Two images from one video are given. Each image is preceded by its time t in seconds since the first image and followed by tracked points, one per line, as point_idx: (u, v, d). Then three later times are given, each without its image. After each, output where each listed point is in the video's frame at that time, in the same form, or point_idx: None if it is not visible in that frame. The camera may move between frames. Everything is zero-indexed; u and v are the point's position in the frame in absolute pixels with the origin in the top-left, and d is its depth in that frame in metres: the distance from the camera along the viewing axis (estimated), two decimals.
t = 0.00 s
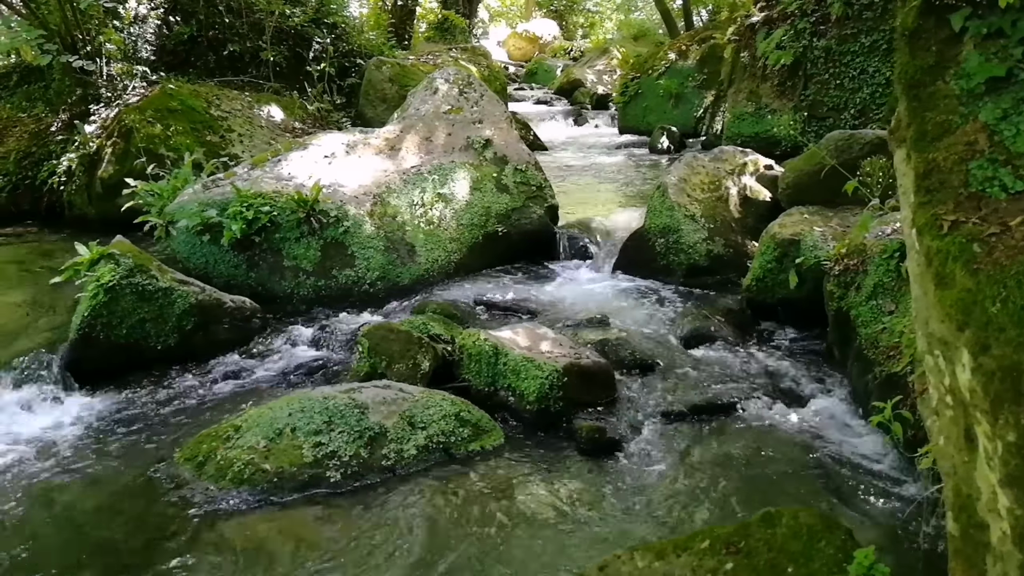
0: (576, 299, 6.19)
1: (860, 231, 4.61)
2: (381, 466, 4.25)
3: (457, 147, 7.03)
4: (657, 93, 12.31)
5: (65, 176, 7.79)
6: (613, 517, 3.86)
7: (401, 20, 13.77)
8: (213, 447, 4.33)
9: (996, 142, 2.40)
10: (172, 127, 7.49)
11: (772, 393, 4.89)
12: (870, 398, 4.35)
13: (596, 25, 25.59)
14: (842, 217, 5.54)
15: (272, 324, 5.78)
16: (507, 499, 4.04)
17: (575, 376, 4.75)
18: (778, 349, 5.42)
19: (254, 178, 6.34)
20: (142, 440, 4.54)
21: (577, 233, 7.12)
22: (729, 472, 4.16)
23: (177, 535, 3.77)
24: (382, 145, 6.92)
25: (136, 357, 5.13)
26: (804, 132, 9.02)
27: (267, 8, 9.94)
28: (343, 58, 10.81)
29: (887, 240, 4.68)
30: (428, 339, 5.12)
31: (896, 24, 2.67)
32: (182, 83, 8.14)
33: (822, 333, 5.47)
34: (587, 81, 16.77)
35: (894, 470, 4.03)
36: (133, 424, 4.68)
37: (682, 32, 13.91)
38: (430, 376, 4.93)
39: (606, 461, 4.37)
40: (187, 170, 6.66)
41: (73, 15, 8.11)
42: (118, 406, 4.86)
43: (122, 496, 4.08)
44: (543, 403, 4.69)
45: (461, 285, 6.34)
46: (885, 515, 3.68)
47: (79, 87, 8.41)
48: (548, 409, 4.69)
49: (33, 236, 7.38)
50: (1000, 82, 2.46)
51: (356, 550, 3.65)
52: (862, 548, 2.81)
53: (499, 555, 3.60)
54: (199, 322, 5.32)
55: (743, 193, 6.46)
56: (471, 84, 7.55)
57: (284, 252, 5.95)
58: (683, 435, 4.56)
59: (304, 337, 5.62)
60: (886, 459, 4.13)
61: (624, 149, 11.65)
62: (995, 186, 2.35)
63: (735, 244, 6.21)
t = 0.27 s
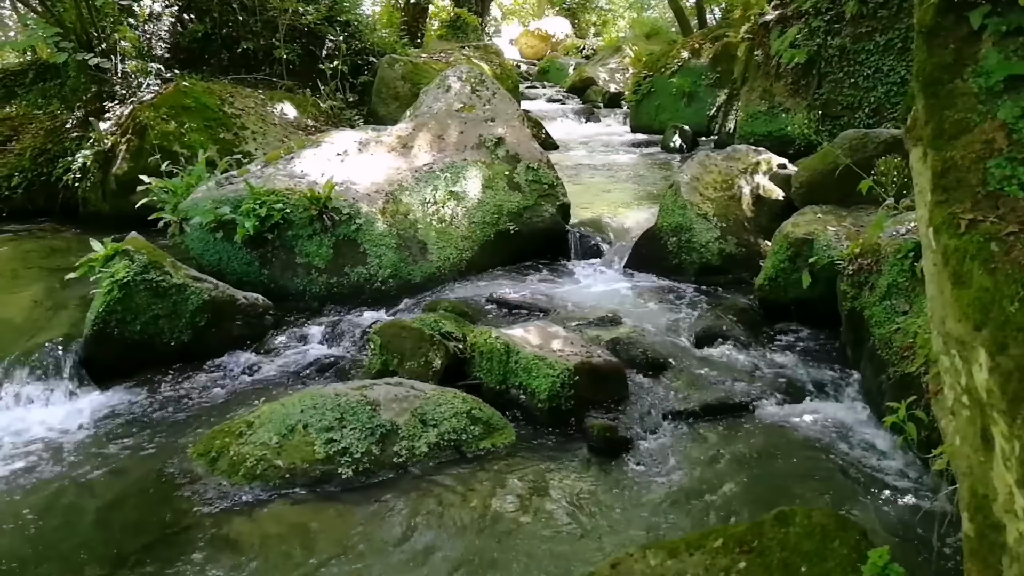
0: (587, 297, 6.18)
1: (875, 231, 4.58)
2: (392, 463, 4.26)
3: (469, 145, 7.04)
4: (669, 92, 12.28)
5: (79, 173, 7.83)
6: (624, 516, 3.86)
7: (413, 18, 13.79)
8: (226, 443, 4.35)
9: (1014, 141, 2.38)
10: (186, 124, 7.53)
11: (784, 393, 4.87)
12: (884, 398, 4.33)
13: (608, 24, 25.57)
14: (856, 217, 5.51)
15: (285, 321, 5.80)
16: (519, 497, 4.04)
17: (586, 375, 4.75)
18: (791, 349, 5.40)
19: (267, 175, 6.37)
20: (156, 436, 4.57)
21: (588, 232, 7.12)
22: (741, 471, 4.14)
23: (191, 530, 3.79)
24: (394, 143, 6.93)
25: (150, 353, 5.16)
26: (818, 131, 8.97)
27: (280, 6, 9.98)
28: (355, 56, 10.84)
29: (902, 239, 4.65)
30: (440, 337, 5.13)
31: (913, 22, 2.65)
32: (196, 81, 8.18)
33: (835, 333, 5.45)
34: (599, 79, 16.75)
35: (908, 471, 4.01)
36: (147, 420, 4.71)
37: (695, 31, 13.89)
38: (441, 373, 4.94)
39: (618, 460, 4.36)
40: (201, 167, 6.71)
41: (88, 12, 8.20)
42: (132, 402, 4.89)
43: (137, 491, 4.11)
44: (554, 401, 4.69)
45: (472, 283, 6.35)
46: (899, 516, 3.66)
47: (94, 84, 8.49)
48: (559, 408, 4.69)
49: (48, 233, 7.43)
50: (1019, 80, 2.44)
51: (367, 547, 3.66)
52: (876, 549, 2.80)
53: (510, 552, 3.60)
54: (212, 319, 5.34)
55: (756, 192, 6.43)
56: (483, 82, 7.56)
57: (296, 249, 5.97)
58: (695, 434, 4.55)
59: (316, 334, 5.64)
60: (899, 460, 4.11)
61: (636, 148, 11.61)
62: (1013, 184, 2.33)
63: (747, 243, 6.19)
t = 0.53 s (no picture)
0: (602, 300, 6.18)
1: (893, 235, 4.56)
2: (407, 464, 4.28)
3: (485, 147, 7.05)
4: (686, 95, 12.25)
5: (99, 175, 7.88)
6: (639, 519, 3.85)
7: (430, 21, 13.83)
8: (243, 442, 4.39)
9: None
10: (205, 126, 7.59)
11: (800, 397, 4.86)
12: (902, 403, 4.30)
13: (625, 26, 25.55)
14: (874, 221, 5.48)
15: (301, 321, 5.83)
16: (534, 499, 4.04)
17: (601, 377, 4.75)
18: (808, 353, 5.37)
19: (285, 177, 6.41)
20: (174, 434, 4.61)
21: (604, 234, 7.14)
22: (757, 475, 4.13)
23: (208, 528, 3.82)
24: (411, 145, 6.95)
25: (169, 352, 5.21)
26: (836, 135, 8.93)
27: (299, 9, 10.05)
28: (373, 58, 10.90)
29: (921, 243, 4.61)
30: (455, 339, 5.14)
31: (936, 26, 2.64)
32: (215, 83, 8.24)
33: (852, 337, 5.42)
34: (616, 82, 16.74)
35: (926, 477, 3.97)
36: (165, 419, 4.75)
37: (712, 34, 13.86)
38: (457, 375, 4.95)
39: (633, 462, 4.36)
40: (219, 168, 6.76)
41: (110, 15, 8.31)
42: (150, 400, 4.94)
43: (155, 489, 4.14)
44: (569, 404, 4.69)
45: (488, 285, 6.36)
46: (916, 521, 3.64)
47: (115, 86, 8.57)
48: (574, 410, 4.69)
49: (68, 233, 7.52)
50: None
51: (383, 546, 3.68)
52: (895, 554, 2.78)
53: (525, 554, 3.60)
54: (230, 319, 5.38)
55: (773, 196, 6.41)
56: (500, 84, 7.58)
57: (313, 250, 6.00)
58: (711, 437, 4.53)
59: (333, 335, 5.66)
60: (917, 466, 4.08)
61: (652, 151, 11.57)
62: None
63: (764, 246, 6.17)
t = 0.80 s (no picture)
0: (617, 300, 6.18)
1: (910, 236, 4.52)
2: (422, 462, 4.29)
3: (500, 147, 7.06)
4: (701, 95, 12.22)
5: (117, 172, 7.97)
6: (653, 520, 3.85)
7: (446, 20, 13.85)
8: (259, 439, 4.42)
9: None
10: (222, 125, 7.63)
11: (815, 399, 4.84)
12: (919, 406, 4.27)
13: (640, 26, 25.52)
14: (891, 223, 5.45)
15: (316, 319, 5.86)
16: (548, 498, 4.05)
17: (615, 377, 4.75)
18: (823, 354, 5.35)
19: (301, 176, 6.44)
20: (190, 431, 4.64)
21: (618, 234, 7.11)
22: (771, 476, 4.11)
23: (224, 524, 3.85)
24: (426, 144, 6.97)
25: (185, 350, 5.25)
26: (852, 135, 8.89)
27: (315, 9, 10.10)
28: (388, 58, 10.92)
29: (938, 245, 4.58)
30: (469, 337, 5.15)
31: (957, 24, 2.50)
32: (232, 82, 8.28)
33: (868, 339, 5.39)
34: (631, 82, 16.73)
35: (942, 480, 3.95)
36: (182, 416, 4.79)
37: (728, 34, 13.81)
38: (471, 374, 4.96)
39: (647, 463, 4.35)
40: (236, 167, 6.80)
41: (128, 15, 8.37)
42: (167, 398, 4.97)
43: (172, 485, 4.17)
44: (583, 404, 4.69)
45: (502, 284, 6.38)
46: (933, 524, 3.61)
47: (133, 85, 8.64)
48: (588, 410, 4.69)
49: (86, 230, 7.58)
50: None
51: (397, 544, 3.69)
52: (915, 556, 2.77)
53: (539, 553, 3.60)
54: (246, 317, 5.41)
55: (790, 197, 6.38)
56: (516, 84, 7.56)
57: (328, 249, 6.02)
58: (725, 439, 4.52)
59: (348, 333, 5.69)
60: (934, 469, 4.05)
61: (667, 151, 11.53)
62: None
63: (780, 247, 6.14)
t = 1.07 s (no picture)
0: (634, 295, 6.16)
1: (932, 232, 4.49)
2: (439, 455, 4.31)
3: (518, 142, 7.06)
4: (720, 90, 12.16)
5: (138, 166, 8.05)
6: (671, 514, 3.84)
7: (464, 15, 13.83)
8: (278, 431, 4.45)
9: None
10: (242, 119, 7.68)
11: (834, 395, 4.81)
12: (939, 403, 4.24)
13: (659, 21, 25.40)
14: (912, 218, 5.41)
15: (334, 313, 5.89)
16: (566, 492, 4.06)
17: (633, 372, 4.75)
18: (842, 351, 5.32)
19: (319, 170, 6.48)
20: (211, 423, 4.69)
21: (636, 230, 7.13)
22: (790, 472, 4.10)
23: (244, 514, 3.89)
24: (444, 139, 6.98)
25: (205, 342, 5.29)
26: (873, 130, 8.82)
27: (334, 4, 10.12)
28: (406, 53, 10.93)
29: (960, 242, 4.54)
30: (487, 332, 5.16)
31: (985, 15, 2.38)
32: (252, 77, 8.33)
33: (889, 336, 5.35)
34: (649, 77, 16.66)
35: (963, 478, 3.92)
36: (203, 408, 4.84)
37: (747, 28, 13.73)
38: (488, 368, 4.98)
39: (664, 458, 4.35)
40: (256, 161, 6.84)
41: (149, 10, 8.50)
42: (187, 390, 5.02)
43: (192, 475, 4.22)
44: (601, 398, 4.69)
45: (519, 279, 6.38)
46: (953, 521, 3.59)
47: (153, 80, 8.73)
48: (605, 405, 4.70)
49: (107, 224, 7.66)
50: None
51: (416, 536, 3.71)
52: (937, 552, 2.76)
53: (557, 547, 3.61)
54: (265, 310, 5.45)
55: (809, 192, 6.34)
56: (533, 79, 7.55)
57: (347, 243, 6.05)
58: (743, 434, 4.51)
59: (365, 327, 5.71)
60: (954, 466, 4.02)
61: (685, 147, 11.48)
62: None
63: (799, 243, 6.11)
